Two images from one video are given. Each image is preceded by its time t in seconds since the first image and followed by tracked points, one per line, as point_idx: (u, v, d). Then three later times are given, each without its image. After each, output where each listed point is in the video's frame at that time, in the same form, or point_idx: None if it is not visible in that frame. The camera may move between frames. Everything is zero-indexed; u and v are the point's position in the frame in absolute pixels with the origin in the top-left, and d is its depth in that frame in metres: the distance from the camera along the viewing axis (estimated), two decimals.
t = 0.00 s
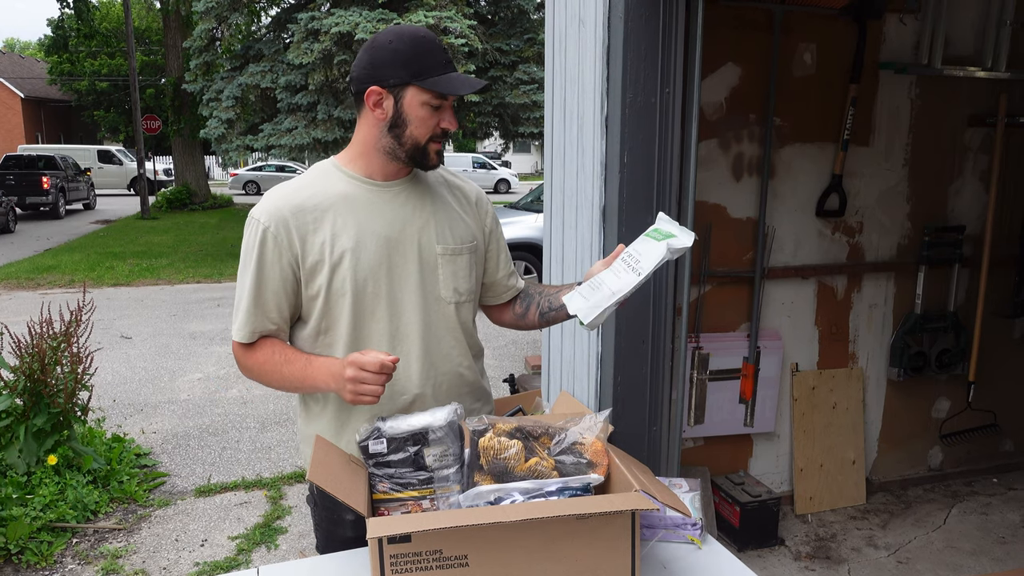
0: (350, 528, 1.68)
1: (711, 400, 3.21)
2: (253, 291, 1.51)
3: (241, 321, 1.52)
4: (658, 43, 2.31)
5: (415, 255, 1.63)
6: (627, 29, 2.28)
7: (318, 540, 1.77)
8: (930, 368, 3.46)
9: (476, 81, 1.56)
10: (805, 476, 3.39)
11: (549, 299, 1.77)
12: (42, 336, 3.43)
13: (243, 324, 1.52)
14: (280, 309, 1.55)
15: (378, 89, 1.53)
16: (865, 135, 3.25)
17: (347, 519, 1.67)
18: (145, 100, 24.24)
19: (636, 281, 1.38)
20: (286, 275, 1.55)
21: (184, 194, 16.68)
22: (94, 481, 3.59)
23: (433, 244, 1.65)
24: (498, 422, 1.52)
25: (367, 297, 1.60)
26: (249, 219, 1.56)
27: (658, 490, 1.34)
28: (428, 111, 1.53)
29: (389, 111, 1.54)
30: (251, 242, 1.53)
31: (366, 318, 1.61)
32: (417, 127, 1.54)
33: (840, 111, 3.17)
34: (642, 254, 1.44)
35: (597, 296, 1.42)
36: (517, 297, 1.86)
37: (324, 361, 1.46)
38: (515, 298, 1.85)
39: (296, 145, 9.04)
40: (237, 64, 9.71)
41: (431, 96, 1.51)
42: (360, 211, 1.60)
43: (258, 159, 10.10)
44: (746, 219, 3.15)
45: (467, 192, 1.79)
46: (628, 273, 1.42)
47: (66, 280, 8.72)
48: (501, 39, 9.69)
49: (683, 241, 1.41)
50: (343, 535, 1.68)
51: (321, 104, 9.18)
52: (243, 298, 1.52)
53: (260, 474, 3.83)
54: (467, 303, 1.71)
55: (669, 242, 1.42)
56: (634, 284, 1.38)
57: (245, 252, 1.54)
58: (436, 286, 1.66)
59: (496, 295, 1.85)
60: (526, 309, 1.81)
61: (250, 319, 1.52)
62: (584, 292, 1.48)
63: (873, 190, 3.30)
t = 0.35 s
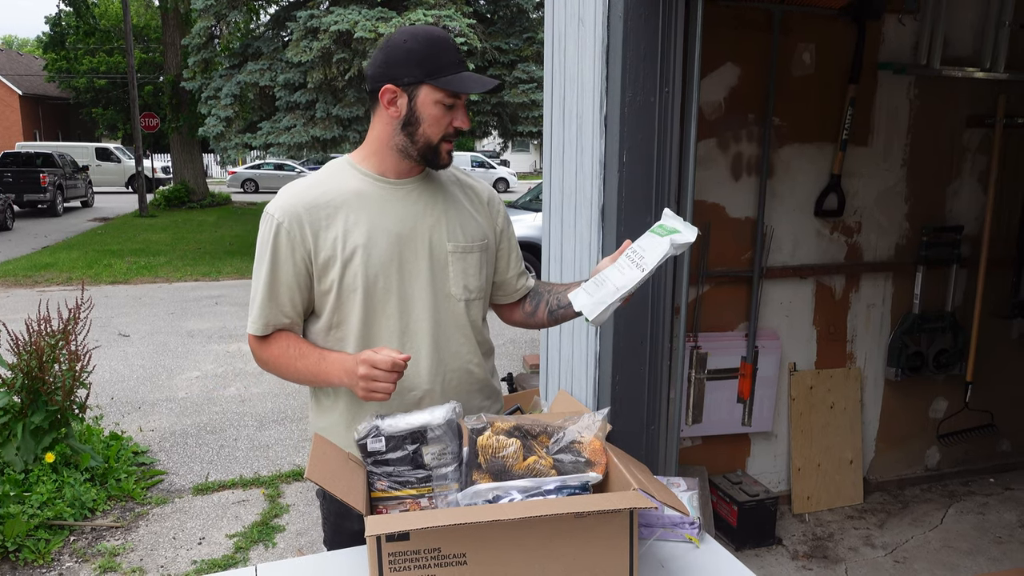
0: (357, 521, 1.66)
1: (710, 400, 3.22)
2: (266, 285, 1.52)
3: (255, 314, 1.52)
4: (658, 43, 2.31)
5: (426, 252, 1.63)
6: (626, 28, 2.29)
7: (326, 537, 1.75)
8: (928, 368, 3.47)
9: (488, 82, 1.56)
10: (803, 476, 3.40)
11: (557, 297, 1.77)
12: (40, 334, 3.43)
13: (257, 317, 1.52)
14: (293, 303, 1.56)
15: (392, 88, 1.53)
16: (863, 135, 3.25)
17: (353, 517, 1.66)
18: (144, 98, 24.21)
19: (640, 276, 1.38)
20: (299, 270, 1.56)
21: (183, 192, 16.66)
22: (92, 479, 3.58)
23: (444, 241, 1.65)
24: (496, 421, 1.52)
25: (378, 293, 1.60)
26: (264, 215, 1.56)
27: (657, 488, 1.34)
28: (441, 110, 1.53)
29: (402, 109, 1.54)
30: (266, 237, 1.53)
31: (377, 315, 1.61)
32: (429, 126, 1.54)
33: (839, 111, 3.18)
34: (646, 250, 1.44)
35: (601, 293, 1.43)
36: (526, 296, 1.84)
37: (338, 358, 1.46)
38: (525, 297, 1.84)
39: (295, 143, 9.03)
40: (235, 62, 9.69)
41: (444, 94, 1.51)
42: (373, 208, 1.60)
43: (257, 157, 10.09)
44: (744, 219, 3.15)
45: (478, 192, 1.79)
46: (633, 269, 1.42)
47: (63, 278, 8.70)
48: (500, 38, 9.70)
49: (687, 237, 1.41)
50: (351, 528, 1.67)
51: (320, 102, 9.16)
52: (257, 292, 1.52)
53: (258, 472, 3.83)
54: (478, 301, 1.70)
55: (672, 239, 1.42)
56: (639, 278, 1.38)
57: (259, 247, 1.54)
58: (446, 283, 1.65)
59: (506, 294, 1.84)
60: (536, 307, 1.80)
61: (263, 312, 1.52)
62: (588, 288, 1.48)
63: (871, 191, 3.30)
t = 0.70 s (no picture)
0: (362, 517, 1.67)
1: (707, 398, 3.22)
2: (278, 284, 1.52)
3: (266, 312, 1.52)
4: (655, 42, 2.32)
5: (435, 250, 1.63)
6: (623, 27, 2.29)
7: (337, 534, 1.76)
8: (923, 367, 3.48)
9: (497, 80, 1.55)
10: (799, 474, 3.40)
11: (566, 294, 1.77)
12: (35, 332, 3.42)
13: (269, 315, 1.52)
14: (304, 301, 1.56)
15: (400, 88, 1.53)
16: (859, 134, 3.26)
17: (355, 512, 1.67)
18: (140, 96, 24.14)
19: (645, 274, 1.40)
20: (310, 269, 1.56)
21: (178, 190, 16.62)
22: (87, 478, 3.57)
23: (453, 240, 1.65)
24: (493, 419, 1.52)
25: (388, 291, 1.60)
26: (275, 214, 1.56)
27: (654, 487, 1.34)
28: (449, 109, 1.52)
29: (411, 109, 1.54)
30: (277, 237, 1.53)
31: (387, 312, 1.61)
32: (438, 126, 1.53)
33: (835, 110, 3.18)
34: (651, 247, 1.45)
35: (608, 290, 1.45)
36: (535, 294, 1.84)
37: (348, 356, 1.46)
38: (533, 294, 1.84)
39: (291, 141, 9.01)
40: (231, 59, 9.68)
41: (452, 94, 1.51)
42: (383, 207, 1.60)
43: (252, 155, 10.07)
44: (740, 218, 3.16)
45: (486, 190, 1.79)
46: (637, 267, 1.44)
47: (58, 276, 8.67)
48: (496, 36, 9.71)
49: (691, 234, 1.41)
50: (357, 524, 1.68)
51: (316, 100, 9.14)
52: (269, 290, 1.52)
53: (254, 471, 3.82)
54: (487, 299, 1.70)
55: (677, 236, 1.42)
56: (643, 277, 1.40)
57: (271, 246, 1.54)
58: (455, 281, 1.65)
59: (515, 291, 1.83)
60: (545, 304, 1.80)
61: (274, 310, 1.52)
62: (596, 285, 1.51)
63: (867, 189, 3.31)
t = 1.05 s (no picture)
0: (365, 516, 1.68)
1: (707, 399, 3.22)
2: (296, 286, 1.52)
3: (284, 314, 1.53)
4: (653, 43, 2.32)
5: (450, 251, 1.63)
6: (622, 28, 2.29)
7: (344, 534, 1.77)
8: (923, 368, 3.48)
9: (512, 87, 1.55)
10: (798, 475, 3.40)
11: (578, 294, 1.77)
12: (34, 334, 3.42)
13: (286, 317, 1.52)
14: (322, 303, 1.56)
15: (415, 93, 1.52)
16: (858, 135, 3.26)
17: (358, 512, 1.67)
18: (139, 98, 24.13)
19: (656, 274, 1.40)
20: (327, 271, 1.55)
21: (177, 192, 16.62)
22: (87, 480, 3.57)
23: (468, 241, 1.65)
24: (493, 421, 1.52)
25: (405, 291, 1.60)
26: (291, 217, 1.56)
27: (654, 488, 1.33)
28: (464, 115, 1.52)
29: (425, 113, 1.53)
30: (294, 240, 1.53)
31: (402, 313, 1.61)
32: (452, 131, 1.53)
33: (834, 111, 3.19)
34: (663, 248, 1.45)
35: (620, 290, 1.46)
36: (546, 293, 1.84)
37: (367, 358, 1.46)
38: (544, 294, 1.84)
39: (290, 143, 9.01)
40: (230, 61, 9.67)
41: (467, 100, 1.50)
42: (398, 209, 1.60)
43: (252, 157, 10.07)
44: (740, 219, 3.16)
45: (498, 192, 1.78)
46: (649, 267, 1.44)
47: (57, 278, 8.66)
48: (495, 37, 9.72)
49: (703, 233, 1.41)
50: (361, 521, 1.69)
51: (315, 102, 9.14)
52: (287, 292, 1.53)
53: (253, 472, 3.82)
54: (501, 299, 1.70)
55: (689, 236, 1.42)
56: (655, 276, 1.40)
57: (287, 249, 1.55)
58: (469, 282, 1.66)
59: (527, 291, 1.82)
60: (557, 302, 1.80)
61: (293, 312, 1.52)
62: (608, 285, 1.51)
63: (866, 190, 3.31)
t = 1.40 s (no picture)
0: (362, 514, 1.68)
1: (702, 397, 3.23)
2: (300, 272, 1.53)
3: (287, 299, 1.54)
4: (648, 42, 2.32)
5: (454, 255, 1.62)
6: (617, 26, 2.29)
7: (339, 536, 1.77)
8: (917, 365, 3.50)
9: (532, 106, 1.51)
10: (793, 473, 3.41)
11: (584, 336, 1.77)
12: (28, 335, 3.41)
13: (289, 301, 1.54)
14: (325, 291, 1.57)
15: (430, 99, 1.52)
16: (853, 133, 3.27)
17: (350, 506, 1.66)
18: (133, 98, 24.07)
19: (656, 411, 1.32)
20: (333, 260, 1.56)
21: (172, 193, 16.58)
22: (82, 482, 3.56)
23: (473, 247, 1.64)
24: (488, 420, 1.51)
25: (404, 291, 1.59)
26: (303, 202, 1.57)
27: (650, 487, 1.34)
28: (475, 128, 1.50)
29: (439, 120, 1.53)
30: (303, 225, 1.54)
31: (402, 312, 1.60)
32: (462, 142, 1.52)
33: (828, 110, 3.19)
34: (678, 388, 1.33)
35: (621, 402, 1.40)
36: (550, 312, 1.85)
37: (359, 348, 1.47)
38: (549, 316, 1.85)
39: (285, 143, 9.00)
40: (224, 61, 9.65)
41: (478, 114, 1.48)
42: (407, 207, 1.59)
43: (246, 157, 10.04)
44: (734, 218, 3.16)
45: (515, 201, 1.76)
46: (656, 396, 1.35)
47: (51, 279, 8.63)
48: (490, 37, 9.73)
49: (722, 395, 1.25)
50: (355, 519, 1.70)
51: (310, 102, 9.13)
52: (291, 276, 1.54)
53: (249, 473, 3.82)
54: (501, 308, 1.70)
55: (704, 389, 1.27)
56: (654, 412, 1.32)
57: (296, 234, 1.56)
58: (471, 287, 1.65)
59: (530, 301, 1.83)
60: (563, 333, 1.81)
61: (295, 297, 1.54)
62: (616, 383, 1.45)
63: (861, 189, 3.32)
